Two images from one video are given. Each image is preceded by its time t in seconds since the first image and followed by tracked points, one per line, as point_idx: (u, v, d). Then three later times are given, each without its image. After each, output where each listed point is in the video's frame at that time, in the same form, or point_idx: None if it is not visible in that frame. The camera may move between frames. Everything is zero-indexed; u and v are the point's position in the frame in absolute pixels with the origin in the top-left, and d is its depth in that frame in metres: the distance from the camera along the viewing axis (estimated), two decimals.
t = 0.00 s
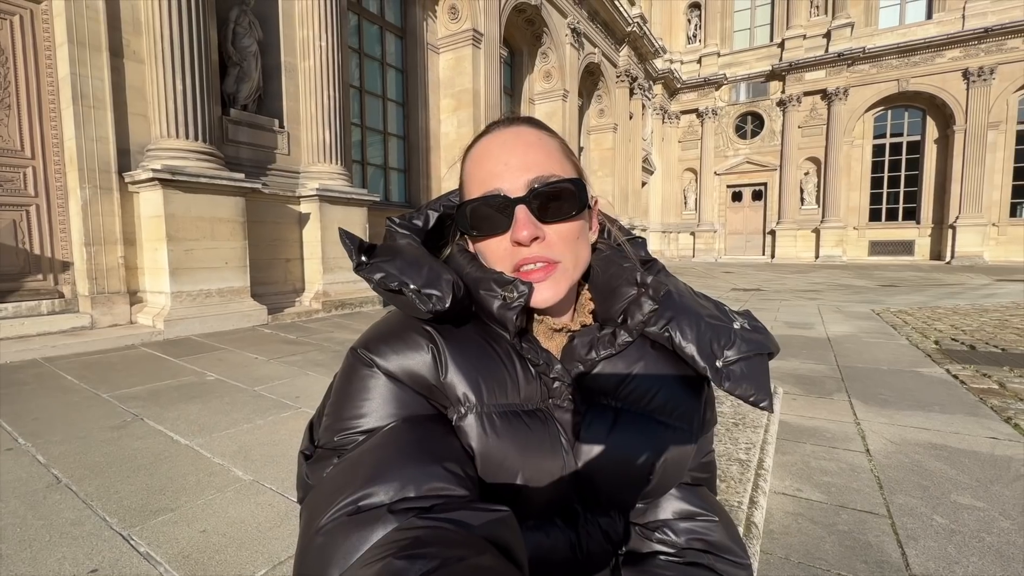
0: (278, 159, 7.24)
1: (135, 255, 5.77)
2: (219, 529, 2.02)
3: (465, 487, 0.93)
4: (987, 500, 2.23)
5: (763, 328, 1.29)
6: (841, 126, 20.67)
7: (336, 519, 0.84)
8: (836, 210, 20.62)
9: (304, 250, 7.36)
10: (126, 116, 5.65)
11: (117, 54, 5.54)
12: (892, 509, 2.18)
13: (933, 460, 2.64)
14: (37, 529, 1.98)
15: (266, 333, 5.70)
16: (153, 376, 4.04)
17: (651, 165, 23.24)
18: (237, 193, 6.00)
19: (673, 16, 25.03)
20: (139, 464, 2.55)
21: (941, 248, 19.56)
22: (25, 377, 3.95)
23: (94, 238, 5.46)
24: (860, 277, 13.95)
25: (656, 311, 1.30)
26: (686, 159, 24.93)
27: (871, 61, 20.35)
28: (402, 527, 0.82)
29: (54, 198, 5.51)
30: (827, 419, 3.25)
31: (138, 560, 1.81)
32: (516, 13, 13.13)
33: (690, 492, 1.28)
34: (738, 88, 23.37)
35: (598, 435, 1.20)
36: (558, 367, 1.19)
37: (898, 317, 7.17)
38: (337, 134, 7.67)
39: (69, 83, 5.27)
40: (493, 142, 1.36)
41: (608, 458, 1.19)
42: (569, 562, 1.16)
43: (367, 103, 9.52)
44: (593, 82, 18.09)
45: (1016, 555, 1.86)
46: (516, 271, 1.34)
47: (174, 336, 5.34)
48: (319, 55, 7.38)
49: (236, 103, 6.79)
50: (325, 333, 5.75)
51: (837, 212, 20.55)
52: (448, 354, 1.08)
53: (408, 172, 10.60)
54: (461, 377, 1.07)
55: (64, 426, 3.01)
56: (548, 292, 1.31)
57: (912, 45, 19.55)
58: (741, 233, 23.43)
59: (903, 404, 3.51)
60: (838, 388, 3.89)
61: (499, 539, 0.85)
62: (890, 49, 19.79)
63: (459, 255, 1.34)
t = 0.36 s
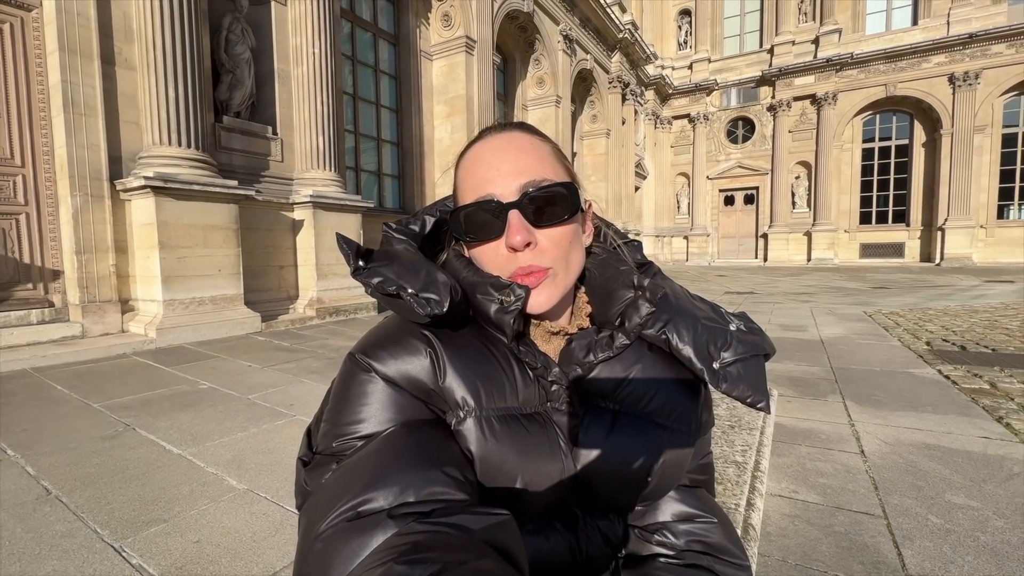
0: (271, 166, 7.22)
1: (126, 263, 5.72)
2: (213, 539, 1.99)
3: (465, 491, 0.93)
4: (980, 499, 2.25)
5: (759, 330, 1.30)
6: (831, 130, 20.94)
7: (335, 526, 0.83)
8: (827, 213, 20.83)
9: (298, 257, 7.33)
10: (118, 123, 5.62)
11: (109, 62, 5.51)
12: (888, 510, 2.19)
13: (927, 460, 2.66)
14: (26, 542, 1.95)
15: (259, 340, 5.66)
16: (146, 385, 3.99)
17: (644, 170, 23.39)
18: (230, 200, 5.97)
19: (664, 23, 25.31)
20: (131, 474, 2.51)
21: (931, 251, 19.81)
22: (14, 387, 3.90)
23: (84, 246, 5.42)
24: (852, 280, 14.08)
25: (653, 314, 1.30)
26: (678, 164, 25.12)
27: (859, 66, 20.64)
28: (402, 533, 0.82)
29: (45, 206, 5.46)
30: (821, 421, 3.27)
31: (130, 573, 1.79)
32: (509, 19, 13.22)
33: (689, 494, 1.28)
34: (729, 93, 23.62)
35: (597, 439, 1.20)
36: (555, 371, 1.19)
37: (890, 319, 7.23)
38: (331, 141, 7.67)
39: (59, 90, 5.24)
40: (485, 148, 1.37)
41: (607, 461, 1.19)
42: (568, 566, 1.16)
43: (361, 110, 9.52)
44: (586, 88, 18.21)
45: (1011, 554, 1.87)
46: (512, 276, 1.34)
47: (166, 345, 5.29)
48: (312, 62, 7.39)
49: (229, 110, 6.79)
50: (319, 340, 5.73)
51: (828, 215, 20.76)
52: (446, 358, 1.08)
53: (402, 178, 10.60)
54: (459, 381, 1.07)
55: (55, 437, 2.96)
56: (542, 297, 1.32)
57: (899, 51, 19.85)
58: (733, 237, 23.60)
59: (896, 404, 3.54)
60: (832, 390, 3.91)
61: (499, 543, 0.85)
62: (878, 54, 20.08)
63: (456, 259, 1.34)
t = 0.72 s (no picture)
0: (266, 171, 7.21)
1: (120, 269, 5.69)
2: (207, 548, 1.97)
3: (460, 497, 0.92)
4: (976, 499, 2.26)
5: (753, 333, 1.30)
6: (824, 134, 21.12)
7: (329, 532, 0.83)
8: (821, 215, 20.98)
9: (293, 262, 7.31)
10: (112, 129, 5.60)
11: (103, 68, 5.51)
12: (884, 511, 2.19)
13: (922, 461, 2.66)
14: (18, 552, 1.92)
15: (254, 346, 5.63)
16: (140, 392, 3.96)
17: (639, 173, 23.49)
18: (225, 205, 5.95)
19: (658, 28, 25.51)
20: (125, 482, 2.49)
21: (924, 252, 19.98)
22: (7, 395, 3.87)
23: (78, 253, 5.39)
24: (846, 282, 14.17)
25: (647, 316, 1.31)
26: (673, 167, 25.24)
27: (851, 70, 20.84)
28: (397, 539, 0.82)
29: (38, 212, 5.43)
30: (817, 423, 3.28)
31: None
32: (504, 25, 13.28)
33: (685, 496, 1.28)
34: (723, 97, 23.78)
35: (592, 442, 1.19)
36: (551, 374, 1.19)
37: (884, 320, 7.28)
38: (326, 146, 7.66)
39: (52, 96, 5.21)
40: (480, 153, 1.37)
41: (602, 465, 1.19)
42: (565, 570, 1.15)
43: (357, 115, 9.53)
44: (580, 93, 18.30)
45: (1007, 554, 1.88)
46: (508, 281, 1.34)
47: (160, 351, 5.26)
48: (307, 67, 7.39)
49: (224, 116, 6.79)
50: (315, 345, 5.70)
51: (822, 218, 20.88)
52: (441, 362, 1.07)
53: (397, 183, 10.60)
54: (454, 386, 1.07)
55: (48, 445, 2.94)
56: (539, 301, 1.32)
57: (890, 55, 20.07)
58: (728, 240, 23.72)
59: (892, 406, 3.55)
60: (828, 392, 3.92)
61: (494, 548, 0.85)
62: (869, 58, 20.29)
63: (450, 264, 1.34)
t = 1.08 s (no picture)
0: (264, 175, 7.21)
1: (117, 274, 5.68)
2: (205, 552, 1.96)
3: (457, 498, 0.92)
4: (974, 498, 2.26)
5: (749, 332, 1.30)
6: (820, 135, 21.20)
7: (325, 532, 0.83)
8: (819, 216, 21.06)
9: (292, 265, 7.31)
10: (109, 134, 5.60)
11: (100, 72, 5.51)
12: (883, 511, 2.19)
13: (920, 460, 2.67)
14: (14, 559, 1.91)
15: (253, 350, 5.61)
16: (137, 397, 3.94)
17: (637, 175, 23.53)
18: (222, 209, 5.94)
19: (654, 31, 25.62)
20: (122, 488, 2.48)
21: (921, 252, 20.04)
22: (4, 401, 3.85)
23: (75, 257, 5.37)
24: (843, 282, 14.20)
25: (643, 316, 1.31)
26: (671, 169, 25.30)
27: (846, 72, 20.94)
28: (394, 539, 0.81)
29: (35, 217, 5.42)
30: (816, 423, 3.28)
31: None
32: (500, 28, 13.31)
33: (682, 496, 1.28)
34: (720, 99, 23.87)
35: (589, 442, 1.19)
36: (548, 375, 1.19)
37: (882, 320, 7.29)
38: (324, 149, 7.66)
39: (49, 100, 5.20)
40: (478, 154, 1.37)
41: (600, 465, 1.18)
42: (562, 571, 1.15)
43: (354, 119, 9.54)
44: (577, 95, 18.35)
45: (1006, 553, 1.88)
46: (505, 281, 1.34)
47: (157, 355, 5.24)
48: (304, 71, 7.40)
49: (222, 120, 6.78)
50: (314, 349, 5.69)
51: (819, 219, 20.94)
52: (438, 363, 1.07)
53: (395, 186, 10.61)
54: (450, 387, 1.07)
55: (44, 451, 2.92)
56: (536, 301, 1.32)
57: (885, 56, 20.18)
58: (726, 241, 23.77)
59: (890, 405, 3.56)
60: (826, 392, 3.93)
61: (491, 549, 0.85)
62: (865, 60, 20.39)
63: (446, 265, 1.34)
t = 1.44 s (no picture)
0: (263, 177, 7.21)
1: (117, 276, 5.67)
2: (206, 555, 1.96)
3: (457, 499, 0.92)
4: (976, 496, 2.26)
5: (747, 331, 1.30)
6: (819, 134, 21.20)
7: (325, 534, 0.83)
8: (818, 215, 21.07)
9: (291, 267, 7.31)
10: (108, 137, 5.60)
11: (99, 76, 5.51)
12: (884, 509, 2.19)
13: (921, 458, 2.67)
14: (15, 563, 1.91)
15: (253, 352, 5.61)
16: (137, 400, 3.94)
17: (637, 175, 23.52)
18: (222, 212, 5.94)
19: (653, 31, 25.65)
20: (122, 491, 2.48)
21: (921, 251, 20.01)
22: (4, 404, 3.85)
23: (74, 261, 5.37)
24: (844, 281, 14.19)
25: (641, 316, 1.32)
26: (670, 169, 25.31)
27: (845, 70, 20.95)
28: (393, 540, 0.81)
29: (35, 221, 5.42)
30: (817, 422, 3.27)
31: None
32: (499, 29, 13.31)
33: (682, 496, 1.28)
34: (718, 98, 23.88)
35: (589, 442, 1.19)
36: (547, 375, 1.19)
37: (882, 318, 7.29)
38: (323, 151, 7.66)
39: (48, 104, 5.21)
40: (476, 155, 1.38)
41: (600, 465, 1.18)
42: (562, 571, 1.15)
43: (353, 120, 9.54)
44: (576, 95, 18.36)
45: (1008, 550, 1.88)
46: (504, 281, 1.34)
47: (157, 358, 5.24)
48: (303, 74, 7.40)
49: (221, 122, 6.78)
50: (314, 351, 5.70)
51: (819, 217, 20.94)
52: (437, 364, 1.07)
53: (395, 187, 10.62)
54: (449, 387, 1.07)
55: (45, 454, 2.92)
56: (536, 302, 1.32)
57: (883, 54, 20.20)
58: (726, 240, 23.77)
59: (891, 404, 3.56)
60: (827, 391, 3.93)
61: (491, 550, 0.85)
62: (863, 58, 20.41)
63: (446, 266, 1.34)
